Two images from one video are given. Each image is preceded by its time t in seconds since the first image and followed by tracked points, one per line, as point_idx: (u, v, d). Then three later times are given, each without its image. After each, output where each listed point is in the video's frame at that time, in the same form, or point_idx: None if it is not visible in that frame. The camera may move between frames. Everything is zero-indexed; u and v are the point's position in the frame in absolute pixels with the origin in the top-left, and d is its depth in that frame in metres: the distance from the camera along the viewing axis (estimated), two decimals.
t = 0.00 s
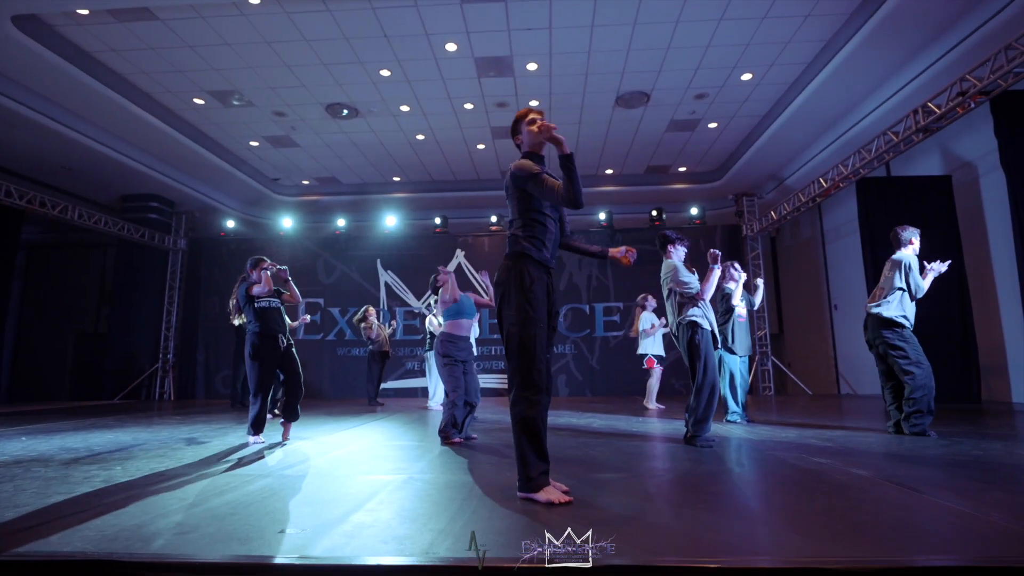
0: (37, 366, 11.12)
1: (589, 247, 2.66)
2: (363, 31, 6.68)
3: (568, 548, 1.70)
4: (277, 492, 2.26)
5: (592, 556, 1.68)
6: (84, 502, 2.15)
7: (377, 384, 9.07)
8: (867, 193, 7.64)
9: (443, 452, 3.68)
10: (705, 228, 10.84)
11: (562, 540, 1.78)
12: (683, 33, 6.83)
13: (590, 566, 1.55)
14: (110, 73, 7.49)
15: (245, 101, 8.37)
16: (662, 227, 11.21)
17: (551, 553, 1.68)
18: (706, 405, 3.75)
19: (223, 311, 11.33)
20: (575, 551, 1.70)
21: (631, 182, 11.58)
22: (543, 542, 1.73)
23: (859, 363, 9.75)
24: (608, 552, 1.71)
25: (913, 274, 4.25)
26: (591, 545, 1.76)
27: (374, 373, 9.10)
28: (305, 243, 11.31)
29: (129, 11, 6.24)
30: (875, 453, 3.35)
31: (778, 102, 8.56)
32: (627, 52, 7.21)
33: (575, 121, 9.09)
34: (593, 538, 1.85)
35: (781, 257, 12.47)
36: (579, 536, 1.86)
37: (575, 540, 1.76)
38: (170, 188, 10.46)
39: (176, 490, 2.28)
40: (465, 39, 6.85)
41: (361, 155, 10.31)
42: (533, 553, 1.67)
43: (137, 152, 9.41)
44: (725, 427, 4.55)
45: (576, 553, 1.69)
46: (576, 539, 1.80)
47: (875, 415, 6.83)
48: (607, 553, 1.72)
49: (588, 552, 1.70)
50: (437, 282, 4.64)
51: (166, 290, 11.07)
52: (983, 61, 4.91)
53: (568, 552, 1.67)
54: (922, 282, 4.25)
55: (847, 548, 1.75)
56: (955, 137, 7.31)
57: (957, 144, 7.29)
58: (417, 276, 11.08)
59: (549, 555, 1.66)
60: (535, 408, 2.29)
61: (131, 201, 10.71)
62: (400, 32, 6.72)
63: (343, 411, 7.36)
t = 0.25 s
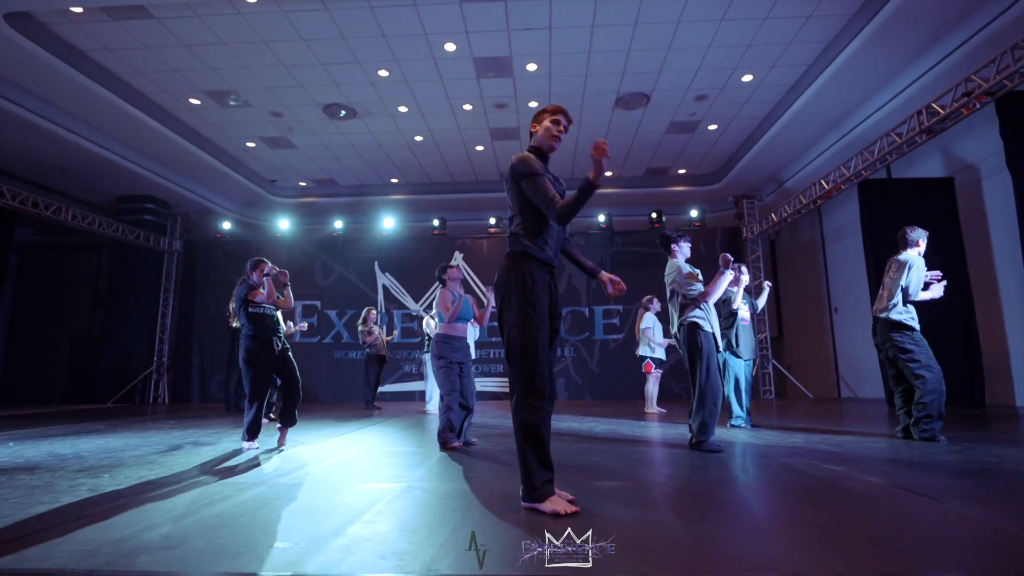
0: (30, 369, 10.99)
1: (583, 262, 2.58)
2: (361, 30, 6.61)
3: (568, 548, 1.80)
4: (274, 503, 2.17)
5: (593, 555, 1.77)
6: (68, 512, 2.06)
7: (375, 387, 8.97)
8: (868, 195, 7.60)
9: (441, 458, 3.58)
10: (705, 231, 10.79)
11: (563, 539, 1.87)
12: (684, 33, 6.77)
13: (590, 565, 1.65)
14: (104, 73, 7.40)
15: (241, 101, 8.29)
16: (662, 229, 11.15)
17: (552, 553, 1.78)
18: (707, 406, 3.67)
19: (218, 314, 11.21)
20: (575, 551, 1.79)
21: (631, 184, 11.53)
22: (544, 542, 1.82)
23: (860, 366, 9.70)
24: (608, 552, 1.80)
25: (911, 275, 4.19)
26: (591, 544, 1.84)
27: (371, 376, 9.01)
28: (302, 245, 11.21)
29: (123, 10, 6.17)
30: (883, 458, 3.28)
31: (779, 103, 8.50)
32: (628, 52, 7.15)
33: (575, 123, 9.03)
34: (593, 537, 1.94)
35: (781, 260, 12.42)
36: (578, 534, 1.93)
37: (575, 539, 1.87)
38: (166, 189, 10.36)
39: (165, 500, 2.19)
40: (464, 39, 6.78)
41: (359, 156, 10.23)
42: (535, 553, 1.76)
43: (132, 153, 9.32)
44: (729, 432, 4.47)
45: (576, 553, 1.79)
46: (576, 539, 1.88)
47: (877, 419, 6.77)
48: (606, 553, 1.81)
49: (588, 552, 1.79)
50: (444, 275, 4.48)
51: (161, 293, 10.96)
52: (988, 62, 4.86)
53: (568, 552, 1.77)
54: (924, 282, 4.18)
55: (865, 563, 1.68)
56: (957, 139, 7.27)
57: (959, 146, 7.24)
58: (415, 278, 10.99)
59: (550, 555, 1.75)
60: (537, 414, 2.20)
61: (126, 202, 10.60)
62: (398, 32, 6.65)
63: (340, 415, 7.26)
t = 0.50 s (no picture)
0: (22, 373, 10.84)
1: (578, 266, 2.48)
2: (358, 30, 6.53)
3: (568, 548, 1.82)
4: (264, 514, 2.06)
5: (592, 555, 1.79)
6: (46, 524, 1.95)
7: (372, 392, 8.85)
8: (870, 197, 7.55)
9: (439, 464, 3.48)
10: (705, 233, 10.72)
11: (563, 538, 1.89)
12: (685, 33, 6.71)
13: (590, 565, 1.67)
14: (97, 73, 7.31)
15: (237, 102, 8.20)
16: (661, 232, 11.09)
17: (551, 554, 1.80)
18: (710, 411, 3.58)
19: (213, 318, 11.08)
20: (575, 551, 1.81)
21: (630, 186, 11.47)
22: (543, 542, 1.84)
23: (861, 369, 9.63)
24: (607, 552, 1.82)
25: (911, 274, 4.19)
26: (590, 544, 1.85)
27: (368, 380, 8.89)
28: (298, 247, 11.10)
29: (116, 9, 6.08)
30: (892, 462, 3.20)
31: (779, 105, 8.44)
32: (628, 53, 7.09)
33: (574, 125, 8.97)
34: (593, 537, 1.96)
35: (781, 262, 12.36)
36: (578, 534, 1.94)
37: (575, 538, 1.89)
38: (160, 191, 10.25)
39: (150, 510, 2.09)
40: (463, 39, 6.71)
41: (356, 159, 10.15)
42: (534, 553, 1.78)
43: (126, 154, 9.21)
44: (734, 437, 4.37)
45: (576, 553, 1.80)
46: (577, 539, 1.89)
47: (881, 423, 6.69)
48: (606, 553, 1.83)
49: (588, 552, 1.80)
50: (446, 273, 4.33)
51: (155, 296, 10.84)
52: (992, 61, 4.80)
53: (568, 552, 1.79)
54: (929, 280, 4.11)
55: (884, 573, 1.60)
56: (958, 141, 7.22)
57: (960, 147, 7.19)
58: (412, 281, 10.88)
59: (549, 556, 1.77)
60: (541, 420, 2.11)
61: (120, 205, 10.49)
62: (396, 31, 6.57)
63: (336, 419, 7.15)
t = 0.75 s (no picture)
0: (16, 377, 10.72)
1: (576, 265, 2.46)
2: (355, 30, 6.47)
3: (568, 548, 1.83)
4: (252, 523, 1.98)
5: (592, 557, 1.80)
6: (23, 533, 1.87)
7: (368, 395, 8.76)
8: (870, 199, 7.51)
9: (436, 469, 3.40)
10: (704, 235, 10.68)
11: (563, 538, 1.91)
12: (684, 34, 6.67)
13: (590, 565, 1.68)
14: (91, 73, 7.24)
15: (233, 103, 8.14)
16: (660, 234, 11.04)
17: (550, 554, 1.81)
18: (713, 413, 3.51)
19: (209, 321, 10.98)
20: (575, 551, 1.82)
21: (628, 188, 11.43)
22: (543, 543, 1.86)
23: (862, 372, 9.58)
24: (607, 552, 1.83)
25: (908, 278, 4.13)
26: (590, 545, 1.86)
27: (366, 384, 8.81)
28: (295, 250, 11.02)
29: (110, 8, 6.02)
30: (899, 466, 3.13)
31: (778, 107, 8.40)
32: (627, 54, 7.04)
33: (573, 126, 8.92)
34: (593, 537, 1.97)
35: (779, 265, 12.31)
36: (578, 535, 1.95)
37: (575, 538, 1.92)
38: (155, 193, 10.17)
39: (131, 519, 2.00)
40: (460, 39, 6.66)
41: (353, 161, 10.09)
42: (533, 554, 1.81)
43: (121, 156, 9.14)
44: (736, 440, 4.30)
45: (576, 553, 1.81)
46: (577, 540, 1.90)
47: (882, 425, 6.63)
48: (605, 554, 1.84)
49: (588, 552, 1.81)
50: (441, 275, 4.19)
51: (149, 299, 10.74)
52: (994, 61, 4.76)
53: (568, 553, 1.80)
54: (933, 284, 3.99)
55: None
56: (959, 143, 7.18)
57: (961, 149, 7.15)
58: (409, 284, 10.81)
59: (548, 555, 1.79)
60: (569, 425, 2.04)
61: (115, 207, 10.41)
62: (393, 32, 6.52)
63: (332, 423, 7.06)
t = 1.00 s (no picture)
0: (9, 381, 10.61)
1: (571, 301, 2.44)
2: (351, 31, 6.42)
3: (568, 548, 1.84)
4: (238, 534, 1.91)
5: (591, 557, 1.82)
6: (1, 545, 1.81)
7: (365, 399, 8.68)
8: (870, 201, 7.46)
9: (432, 475, 3.34)
10: (702, 238, 10.64)
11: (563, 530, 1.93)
12: (682, 35, 6.63)
13: (589, 565, 1.71)
14: (86, 75, 7.18)
15: (229, 105, 8.08)
16: (659, 237, 11.00)
17: (550, 554, 1.83)
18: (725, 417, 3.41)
19: (204, 324, 10.89)
20: (575, 551, 1.83)
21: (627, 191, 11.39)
22: (543, 543, 1.87)
23: (862, 375, 9.52)
24: (607, 551, 1.87)
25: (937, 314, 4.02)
26: (591, 545, 1.88)
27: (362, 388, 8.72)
28: (291, 253, 10.94)
29: (104, 8, 5.96)
30: (904, 471, 3.07)
31: (777, 109, 8.37)
32: (625, 55, 7.00)
33: (571, 128, 8.87)
34: (593, 538, 1.99)
35: (778, 269, 12.28)
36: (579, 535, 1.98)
37: (575, 538, 1.89)
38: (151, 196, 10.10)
39: (114, 530, 1.94)
40: (458, 40, 6.61)
41: (351, 164, 10.04)
42: (533, 554, 1.83)
43: (116, 158, 9.07)
44: (737, 445, 4.23)
45: (576, 553, 1.82)
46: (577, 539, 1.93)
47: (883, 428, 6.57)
48: (605, 554, 1.88)
49: (588, 552, 1.83)
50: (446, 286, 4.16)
51: (144, 303, 10.65)
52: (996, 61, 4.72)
53: (568, 553, 1.81)
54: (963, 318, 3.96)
55: None
56: (958, 145, 7.16)
57: (960, 151, 7.13)
58: (407, 287, 10.74)
59: (548, 555, 1.81)
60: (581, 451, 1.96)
61: (110, 210, 10.33)
62: (390, 33, 6.47)
63: (328, 428, 6.98)
